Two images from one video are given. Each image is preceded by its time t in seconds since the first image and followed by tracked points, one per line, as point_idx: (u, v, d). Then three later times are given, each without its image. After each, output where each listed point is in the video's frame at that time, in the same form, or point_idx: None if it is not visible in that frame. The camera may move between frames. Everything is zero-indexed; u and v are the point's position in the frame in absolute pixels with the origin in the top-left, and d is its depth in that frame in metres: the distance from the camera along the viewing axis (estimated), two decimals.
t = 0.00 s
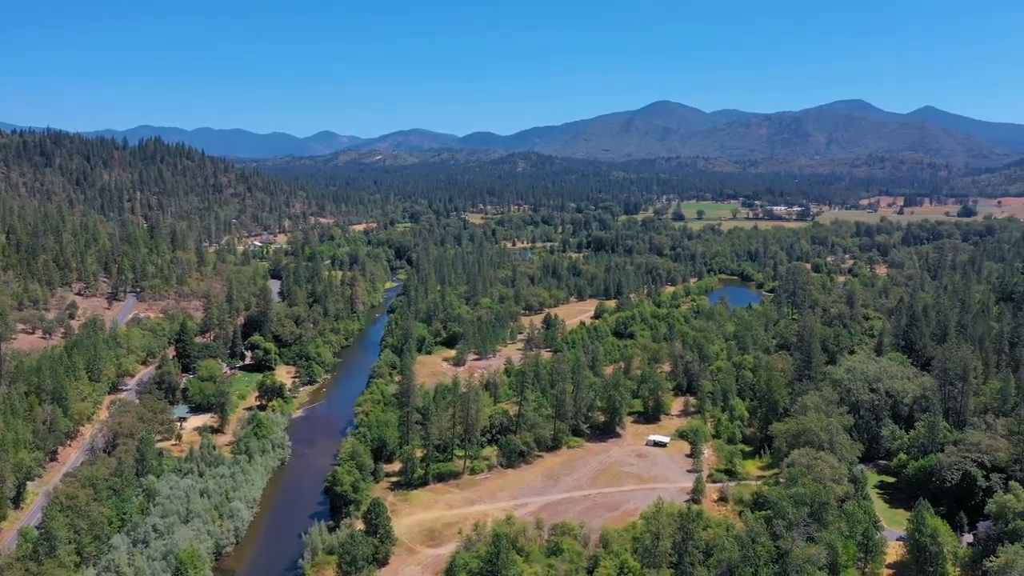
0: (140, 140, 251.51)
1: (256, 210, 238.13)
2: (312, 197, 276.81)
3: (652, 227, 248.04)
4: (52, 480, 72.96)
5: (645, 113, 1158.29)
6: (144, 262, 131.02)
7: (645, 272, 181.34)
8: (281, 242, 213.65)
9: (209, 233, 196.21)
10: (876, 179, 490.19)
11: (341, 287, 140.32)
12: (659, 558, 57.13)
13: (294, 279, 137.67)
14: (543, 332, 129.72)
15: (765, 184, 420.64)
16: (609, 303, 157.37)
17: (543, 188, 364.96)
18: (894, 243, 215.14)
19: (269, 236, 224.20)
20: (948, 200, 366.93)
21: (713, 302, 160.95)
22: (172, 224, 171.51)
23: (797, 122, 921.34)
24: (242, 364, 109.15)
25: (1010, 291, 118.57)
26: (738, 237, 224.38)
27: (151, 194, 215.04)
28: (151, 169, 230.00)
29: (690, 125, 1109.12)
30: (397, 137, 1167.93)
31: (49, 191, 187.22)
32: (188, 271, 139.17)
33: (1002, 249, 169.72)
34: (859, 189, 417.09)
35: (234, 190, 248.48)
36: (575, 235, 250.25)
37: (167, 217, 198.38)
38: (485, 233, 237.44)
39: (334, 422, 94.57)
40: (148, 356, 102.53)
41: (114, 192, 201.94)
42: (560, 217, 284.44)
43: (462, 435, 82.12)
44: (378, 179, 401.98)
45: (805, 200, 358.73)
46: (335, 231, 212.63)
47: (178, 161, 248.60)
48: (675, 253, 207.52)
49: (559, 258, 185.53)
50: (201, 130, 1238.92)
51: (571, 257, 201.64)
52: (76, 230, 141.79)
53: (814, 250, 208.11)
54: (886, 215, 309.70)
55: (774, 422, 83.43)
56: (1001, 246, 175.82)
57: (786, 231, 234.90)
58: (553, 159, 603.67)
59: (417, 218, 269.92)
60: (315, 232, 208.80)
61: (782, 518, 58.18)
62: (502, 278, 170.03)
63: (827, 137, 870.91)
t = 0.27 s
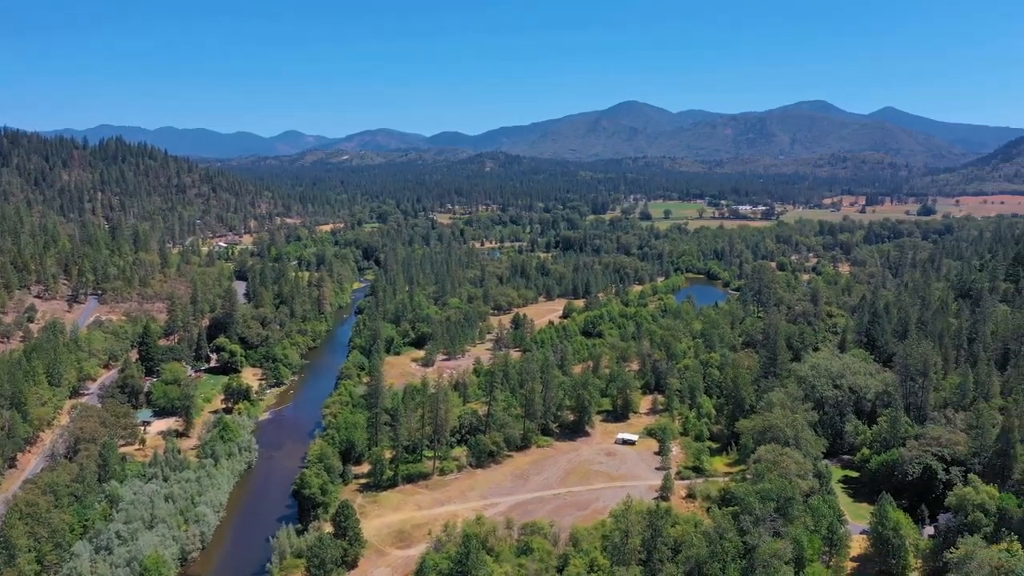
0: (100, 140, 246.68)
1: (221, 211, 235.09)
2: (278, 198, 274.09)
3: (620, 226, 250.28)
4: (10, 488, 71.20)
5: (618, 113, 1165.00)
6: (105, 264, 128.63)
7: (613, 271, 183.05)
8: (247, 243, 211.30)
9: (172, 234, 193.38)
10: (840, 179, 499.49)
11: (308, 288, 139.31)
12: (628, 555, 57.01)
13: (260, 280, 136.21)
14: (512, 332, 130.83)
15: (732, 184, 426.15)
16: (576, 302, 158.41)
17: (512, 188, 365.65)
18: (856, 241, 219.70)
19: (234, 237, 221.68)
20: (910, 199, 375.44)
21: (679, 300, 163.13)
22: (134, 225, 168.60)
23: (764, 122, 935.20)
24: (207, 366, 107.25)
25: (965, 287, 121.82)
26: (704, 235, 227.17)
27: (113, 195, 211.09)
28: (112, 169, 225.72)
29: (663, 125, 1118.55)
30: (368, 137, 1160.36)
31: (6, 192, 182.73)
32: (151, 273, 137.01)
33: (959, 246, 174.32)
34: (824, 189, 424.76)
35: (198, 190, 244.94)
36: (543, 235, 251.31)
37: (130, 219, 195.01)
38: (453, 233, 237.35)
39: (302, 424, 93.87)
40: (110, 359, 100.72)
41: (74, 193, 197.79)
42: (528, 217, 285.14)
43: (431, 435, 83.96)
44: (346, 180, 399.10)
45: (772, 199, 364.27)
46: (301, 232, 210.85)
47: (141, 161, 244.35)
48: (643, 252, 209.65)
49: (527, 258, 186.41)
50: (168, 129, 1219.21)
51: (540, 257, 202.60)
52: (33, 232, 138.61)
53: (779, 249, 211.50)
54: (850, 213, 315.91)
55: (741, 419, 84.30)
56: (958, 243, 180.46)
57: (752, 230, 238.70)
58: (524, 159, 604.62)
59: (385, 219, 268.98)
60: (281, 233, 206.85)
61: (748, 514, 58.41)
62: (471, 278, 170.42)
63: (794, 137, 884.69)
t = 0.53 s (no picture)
0: (58, 139, 240.37)
1: (185, 211, 230.80)
2: (244, 198, 270.06)
3: (588, 226, 251.98)
4: None
5: (586, 114, 1171.50)
6: (65, 266, 125.45)
7: (582, 271, 184.33)
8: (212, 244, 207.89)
9: (135, 234, 189.39)
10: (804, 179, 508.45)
11: (275, 289, 137.59)
12: (599, 554, 57.50)
13: (226, 281, 134.12)
14: (480, 332, 130.72)
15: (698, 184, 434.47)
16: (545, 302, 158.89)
17: (481, 188, 365.57)
18: (820, 240, 224.21)
19: (199, 238, 217.95)
20: (871, 198, 384.45)
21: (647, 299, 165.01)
22: (95, 226, 164.70)
23: (729, 123, 949.40)
24: (172, 369, 105.42)
25: (925, 285, 125.17)
26: (672, 235, 229.79)
27: (71, 195, 205.82)
28: (71, 169, 220.06)
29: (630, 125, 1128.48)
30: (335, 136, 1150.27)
31: None
32: (113, 275, 134.07)
33: (918, 245, 179.00)
34: (788, 188, 432.65)
35: (161, 190, 240.13)
36: (512, 235, 251.77)
37: (90, 219, 190.43)
38: (421, 233, 236.31)
39: (269, 427, 92.69)
40: (71, 363, 98.31)
41: (31, 193, 192.41)
42: (497, 217, 285.35)
43: (401, 436, 83.63)
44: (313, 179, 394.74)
45: (737, 198, 369.87)
46: (268, 232, 208.06)
47: (101, 160, 238.64)
48: (611, 251, 211.50)
49: (496, 258, 186.72)
50: (128, 128, 1192.19)
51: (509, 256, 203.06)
52: None
53: (744, 248, 214.86)
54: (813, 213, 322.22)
55: (709, 417, 85.77)
56: (918, 241, 185.27)
57: (718, 229, 242.27)
58: (493, 159, 604.81)
59: (353, 219, 266.98)
60: (247, 233, 203.87)
61: (717, 509, 59.02)
62: (440, 278, 170.13)
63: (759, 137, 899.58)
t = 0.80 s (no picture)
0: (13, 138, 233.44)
1: (147, 212, 226.12)
2: (208, 199, 265.54)
3: (556, 226, 253.56)
4: None
5: (553, 114, 1176.13)
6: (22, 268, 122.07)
7: (550, 270, 185.52)
8: (175, 245, 204.08)
9: (95, 236, 185.11)
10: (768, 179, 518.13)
11: (240, 291, 135.73)
12: (568, 552, 58.08)
13: (190, 282, 131.97)
14: (449, 332, 130.91)
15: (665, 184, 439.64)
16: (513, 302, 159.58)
17: (449, 188, 364.93)
18: (784, 239, 228.74)
19: (162, 240, 213.83)
20: (833, 198, 393.16)
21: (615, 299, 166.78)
22: (53, 228, 160.52)
23: (694, 123, 962.16)
24: (135, 373, 103.53)
25: (886, 282, 128.70)
26: (639, 234, 232.47)
27: (28, 195, 200.15)
28: (27, 168, 213.89)
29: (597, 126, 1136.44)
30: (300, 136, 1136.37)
31: None
32: (73, 277, 130.90)
33: (879, 244, 183.78)
34: (752, 188, 440.23)
35: (122, 190, 234.93)
36: (480, 235, 251.93)
37: (48, 221, 185.59)
38: (389, 233, 235.09)
39: (235, 430, 91.57)
40: (30, 368, 95.90)
41: None
42: (465, 217, 285.18)
43: (370, 438, 83.71)
44: (278, 180, 389.60)
45: (703, 198, 375.26)
46: (233, 233, 204.89)
47: (59, 160, 232.46)
48: (578, 251, 213.16)
49: (465, 258, 186.88)
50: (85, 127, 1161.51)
51: (477, 256, 203.34)
52: None
53: (710, 247, 218.34)
54: (777, 212, 328.33)
55: (677, 414, 87.39)
56: (879, 240, 190.24)
57: (684, 229, 245.64)
58: (461, 159, 603.94)
59: (320, 219, 264.52)
60: (212, 234, 200.56)
61: (685, 507, 60.41)
62: (408, 278, 169.66)
63: (724, 137, 913.20)
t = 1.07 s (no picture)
0: None
1: (111, 212, 221.39)
2: (173, 199, 260.83)
3: (527, 225, 254.59)
4: None
5: (523, 114, 1178.30)
6: None
7: (520, 270, 186.36)
8: (140, 246, 200.26)
9: (56, 237, 180.70)
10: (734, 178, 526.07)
11: (207, 292, 133.81)
12: (539, 551, 58.44)
13: (155, 284, 129.77)
14: (419, 333, 130.98)
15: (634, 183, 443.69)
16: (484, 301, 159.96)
17: (419, 188, 363.58)
18: (751, 237, 232.63)
19: (126, 241, 209.57)
20: (798, 197, 400.72)
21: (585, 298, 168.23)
22: (12, 229, 156.35)
23: (663, 123, 972.51)
24: (98, 377, 101.62)
25: (851, 281, 131.87)
26: (608, 233, 234.48)
27: None
28: None
29: (566, 126, 1141.88)
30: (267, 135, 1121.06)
31: None
32: (34, 279, 127.82)
33: (843, 242, 187.96)
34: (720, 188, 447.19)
35: (85, 190, 229.64)
36: (450, 235, 251.76)
37: (7, 222, 180.64)
38: (358, 233, 233.57)
39: (202, 433, 90.47)
40: None
41: None
42: (435, 217, 284.57)
43: (339, 440, 83.64)
44: (245, 179, 384.15)
45: (672, 198, 379.70)
46: (200, 233, 201.69)
47: (17, 159, 226.27)
48: (549, 251, 214.33)
49: (435, 258, 186.77)
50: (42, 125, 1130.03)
51: (447, 256, 203.29)
52: None
53: (678, 246, 221.27)
54: (743, 212, 333.80)
55: (647, 413, 88.74)
56: (842, 239, 194.76)
57: (653, 228, 248.40)
58: (431, 159, 601.84)
59: (288, 219, 261.59)
60: (178, 235, 197.19)
61: (655, 504, 61.15)
62: (378, 279, 168.93)
63: (691, 137, 924.51)
